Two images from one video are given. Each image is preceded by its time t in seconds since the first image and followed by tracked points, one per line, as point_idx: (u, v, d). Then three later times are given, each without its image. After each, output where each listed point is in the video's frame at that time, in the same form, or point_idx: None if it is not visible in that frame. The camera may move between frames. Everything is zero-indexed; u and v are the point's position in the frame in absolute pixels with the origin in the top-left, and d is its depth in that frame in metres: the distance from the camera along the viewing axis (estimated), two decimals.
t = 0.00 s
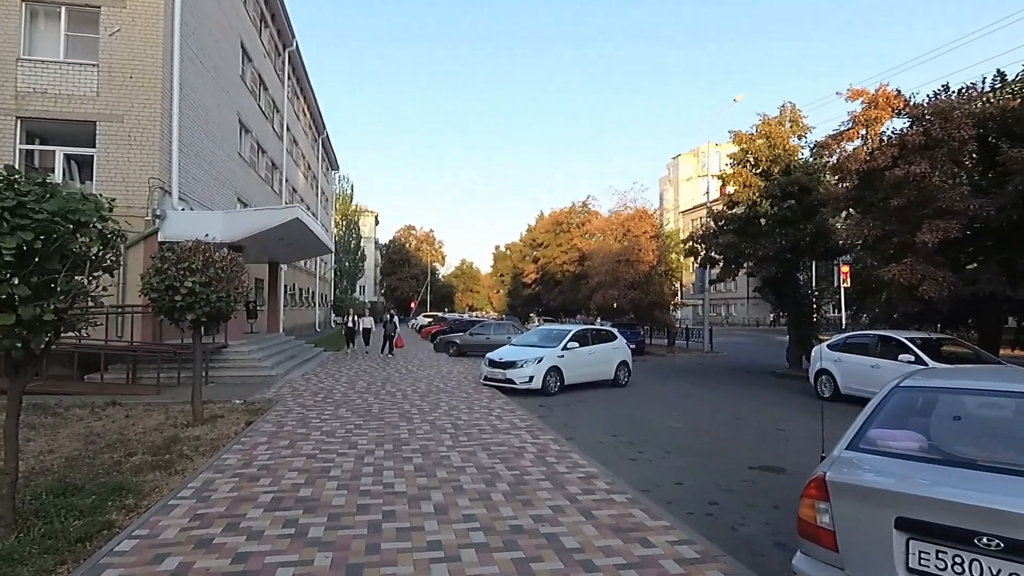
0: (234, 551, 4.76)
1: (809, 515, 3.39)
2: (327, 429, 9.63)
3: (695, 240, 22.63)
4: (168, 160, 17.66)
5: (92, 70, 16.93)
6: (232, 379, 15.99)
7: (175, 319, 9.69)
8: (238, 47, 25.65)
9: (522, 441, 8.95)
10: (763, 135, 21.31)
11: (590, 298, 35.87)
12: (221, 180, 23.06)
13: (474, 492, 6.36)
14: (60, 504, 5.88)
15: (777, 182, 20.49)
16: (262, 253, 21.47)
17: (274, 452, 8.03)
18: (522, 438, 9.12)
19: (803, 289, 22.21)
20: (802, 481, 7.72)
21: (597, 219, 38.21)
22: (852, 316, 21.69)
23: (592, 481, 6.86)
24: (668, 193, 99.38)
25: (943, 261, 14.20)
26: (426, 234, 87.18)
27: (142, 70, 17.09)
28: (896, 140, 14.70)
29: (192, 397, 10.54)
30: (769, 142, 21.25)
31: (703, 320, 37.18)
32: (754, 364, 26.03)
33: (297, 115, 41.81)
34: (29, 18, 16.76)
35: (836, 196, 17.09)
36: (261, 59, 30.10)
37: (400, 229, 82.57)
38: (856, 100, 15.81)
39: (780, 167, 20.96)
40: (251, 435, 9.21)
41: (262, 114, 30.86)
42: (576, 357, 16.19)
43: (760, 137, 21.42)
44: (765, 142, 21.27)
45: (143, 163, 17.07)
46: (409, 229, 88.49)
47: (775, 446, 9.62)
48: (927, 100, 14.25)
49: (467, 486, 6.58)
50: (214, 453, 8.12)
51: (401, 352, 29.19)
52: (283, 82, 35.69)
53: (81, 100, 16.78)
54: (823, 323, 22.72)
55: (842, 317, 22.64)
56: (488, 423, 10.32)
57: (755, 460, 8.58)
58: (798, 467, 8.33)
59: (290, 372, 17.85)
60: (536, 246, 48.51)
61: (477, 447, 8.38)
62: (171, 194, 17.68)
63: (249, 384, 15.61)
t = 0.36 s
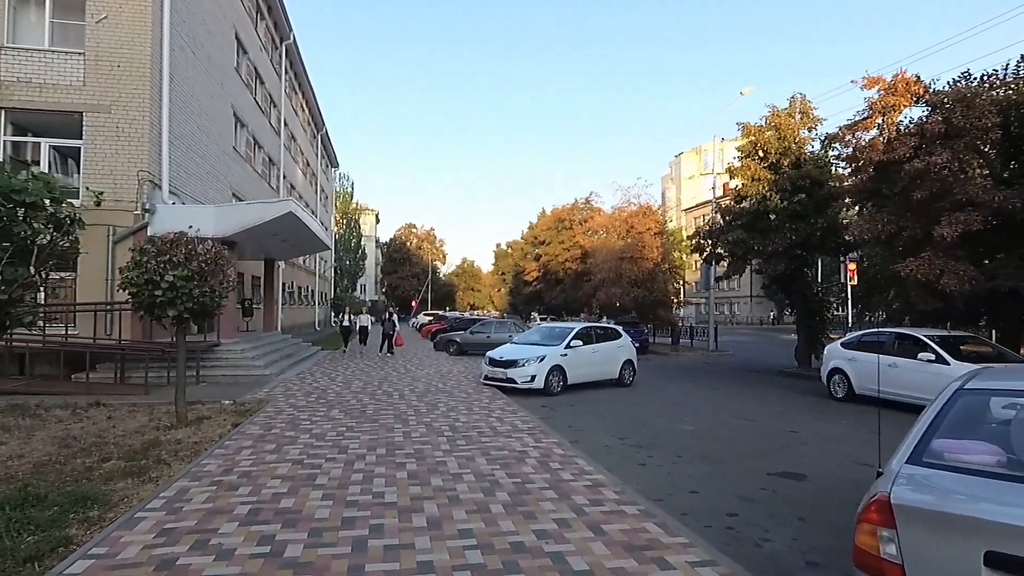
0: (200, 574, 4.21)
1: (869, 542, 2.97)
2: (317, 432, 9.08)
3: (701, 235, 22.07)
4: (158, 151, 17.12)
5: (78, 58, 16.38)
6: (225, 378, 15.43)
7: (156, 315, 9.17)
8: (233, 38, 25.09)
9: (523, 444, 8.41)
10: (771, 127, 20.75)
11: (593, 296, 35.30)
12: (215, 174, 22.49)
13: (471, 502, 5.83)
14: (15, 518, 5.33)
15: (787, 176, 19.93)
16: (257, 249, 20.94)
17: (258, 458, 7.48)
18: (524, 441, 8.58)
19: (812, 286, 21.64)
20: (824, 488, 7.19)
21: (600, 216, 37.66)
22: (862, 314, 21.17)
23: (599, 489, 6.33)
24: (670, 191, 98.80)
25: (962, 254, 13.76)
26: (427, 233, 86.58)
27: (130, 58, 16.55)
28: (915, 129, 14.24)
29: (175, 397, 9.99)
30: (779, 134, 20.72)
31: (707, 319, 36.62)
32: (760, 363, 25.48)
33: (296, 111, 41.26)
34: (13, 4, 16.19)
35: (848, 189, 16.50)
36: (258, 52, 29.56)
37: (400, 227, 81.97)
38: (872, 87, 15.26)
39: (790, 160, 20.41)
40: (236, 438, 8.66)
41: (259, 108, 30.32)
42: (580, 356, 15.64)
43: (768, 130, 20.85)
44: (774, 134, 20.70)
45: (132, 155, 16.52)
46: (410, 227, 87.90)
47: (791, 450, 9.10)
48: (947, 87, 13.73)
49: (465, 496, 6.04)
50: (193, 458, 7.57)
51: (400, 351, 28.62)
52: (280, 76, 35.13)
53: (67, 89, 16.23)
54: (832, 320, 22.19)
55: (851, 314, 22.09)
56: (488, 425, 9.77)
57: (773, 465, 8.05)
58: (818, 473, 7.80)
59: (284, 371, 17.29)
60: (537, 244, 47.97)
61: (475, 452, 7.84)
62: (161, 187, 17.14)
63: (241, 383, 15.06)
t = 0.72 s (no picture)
0: None
1: None
2: (306, 441, 8.46)
3: (707, 231, 21.45)
4: (146, 145, 16.54)
5: (61, 48, 15.77)
6: (216, 381, 14.83)
7: (134, 316, 8.61)
8: (228, 30, 24.50)
9: (528, 456, 7.79)
10: (781, 120, 20.16)
11: (596, 294, 34.71)
12: (209, 169, 21.89)
13: (472, 527, 5.21)
14: None
15: (798, 170, 19.33)
16: (251, 246, 20.35)
17: (239, 472, 6.87)
18: (528, 452, 7.96)
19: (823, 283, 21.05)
20: (858, 504, 6.57)
21: (603, 212, 37.08)
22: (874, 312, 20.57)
23: (613, 510, 5.71)
24: (671, 188, 98.14)
25: (985, 251, 13.15)
26: (428, 231, 85.96)
27: (116, 48, 15.97)
28: (937, 119, 13.67)
29: (156, 403, 9.37)
30: (789, 127, 20.12)
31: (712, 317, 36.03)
32: (768, 362, 24.88)
33: (293, 106, 40.64)
34: None
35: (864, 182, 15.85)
36: (252, 45, 28.93)
37: (401, 225, 81.39)
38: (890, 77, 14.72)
39: (800, 154, 19.82)
40: (218, 449, 8.03)
41: (255, 103, 29.71)
42: (585, 356, 15.02)
43: (778, 122, 20.25)
44: (784, 127, 20.11)
45: (118, 148, 15.94)
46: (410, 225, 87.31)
47: (814, 459, 8.48)
48: (971, 74, 13.11)
49: (464, 518, 5.43)
50: (169, 472, 6.95)
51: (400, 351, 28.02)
52: (277, 70, 34.51)
53: (49, 79, 15.64)
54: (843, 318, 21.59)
55: (862, 312, 21.48)
56: (491, 433, 9.16)
57: (798, 479, 7.43)
58: (848, 486, 7.19)
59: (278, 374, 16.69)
60: (539, 241, 47.39)
61: (476, 465, 7.21)
62: (150, 181, 16.57)
63: (233, 386, 14.46)
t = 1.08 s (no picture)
0: None
1: None
2: (297, 449, 7.86)
3: (715, 225, 20.83)
4: (135, 135, 15.94)
5: (46, 34, 15.16)
6: (207, 381, 14.24)
7: (112, 313, 8.03)
8: (223, 20, 23.88)
9: (536, 465, 7.19)
10: (792, 111, 19.56)
11: (599, 290, 34.11)
12: (202, 162, 21.29)
13: (478, 552, 4.62)
14: None
15: (810, 162, 18.75)
16: (246, 241, 19.77)
17: (220, 484, 6.27)
18: (536, 460, 7.36)
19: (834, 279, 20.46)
20: (900, 520, 5.98)
21: (607, 208, 36.48)
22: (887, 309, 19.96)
23: (634, 530, 5.11)
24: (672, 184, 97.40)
25: (1009, 246, 12.52)
26: (428, 228, 85.36)
27: (104, 34, 15.36)
28: (961, 106, 13.06)
29: (137, 406, 8.77)
30: (800, 118, 19.52)
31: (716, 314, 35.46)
32: (776, 360, 24.26)
33: (291, 100, 40.02)
34: None
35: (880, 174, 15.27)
36: (248, 36, 28.31)
37: (401, 222, 80.78)
38: (909, 63, 14.23)
39: (812, 146, 19.22)
40: (201, 457, 7.44)
41: (251, 96, 29.10)
42: (591, 355, 14.43)
43: (788, 113, 19.66)
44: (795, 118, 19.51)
45: (106, 139, 15.33)
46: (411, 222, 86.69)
47: (843, 467, 7.89)
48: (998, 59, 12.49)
49: (469, 541, 4.83)
50: (145, 484, 6.36)
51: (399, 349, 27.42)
52: (275, 63, 33.89)
53: (34, 68, 15.04)
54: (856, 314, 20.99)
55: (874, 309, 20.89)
56: (495, 438, 8.57)
57: (830, 490, 6.83)
58: (885, 499, 6.60)
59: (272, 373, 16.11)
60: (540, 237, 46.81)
61: (479, 476, 6.62)
62: (139, 174, 15.98)
63: (225, 387, 13.88)
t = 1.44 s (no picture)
0: None
1: None
2: (281, 455, 7.29)
3: (720, 220, 20.25)
4: (121, 125, 15.37)
5: (29, 19, 14.60)
6: (195, 381, 13.69)
7: (80, 310, 7.59)
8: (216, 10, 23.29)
9: (538, 473, 6.63)
10: (800, 102, 18.97)
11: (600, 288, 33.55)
12: (193, 155, 20.71)
13: None
14: None
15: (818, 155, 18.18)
16: (239, 236, 19.20)
17: (193, 496, 5.70)
18: (538, 468, 6.80)
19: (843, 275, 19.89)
20: (940, 535, 5.43)
21: (608, 204, 35.92)
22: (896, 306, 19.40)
23: (650, 550, 4.55)
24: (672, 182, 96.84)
25: None
26: (428, 225, 84.77)
27: (88, 20, 14.78)
28: (981, 94, 12.51)
29: (111, 408, 8.21)
30: (808, 109, 18.94)
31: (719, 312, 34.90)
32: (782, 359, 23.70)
33: (288, 95, 39.42)
34: None
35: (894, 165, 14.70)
36: (243, 28, 27.72)
37: (400, 219, 80.16)
38: (926, 50, 13.67)
39: (820, 138, 18.66)
40: (176, 464, 6.87)
41: (246, 89, 28.52)
42: (594, 354, 13.87)
43: (796, 104, 19.07)
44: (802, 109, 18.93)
45: (90, 130, 14.75)
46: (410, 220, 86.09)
47: (868, 474, 7.33)
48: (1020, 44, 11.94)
49: (465, 563, 4.27)
50: (110, 495, 5.79)
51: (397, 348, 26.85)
52: (271, 56, 33.31)
53: (16, 55, 14.50)
54: (864, 311, 20.40)
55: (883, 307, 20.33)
56: (495, 443, 8.00)
57: (859, 501, 6.27)
58: (920, 511, 6.04)
59: (262, 373, 15.54)
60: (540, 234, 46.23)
61: (477, 486, 6.05)
62: (126, 166, 15.43)
63: (213, 387, 13.32)
